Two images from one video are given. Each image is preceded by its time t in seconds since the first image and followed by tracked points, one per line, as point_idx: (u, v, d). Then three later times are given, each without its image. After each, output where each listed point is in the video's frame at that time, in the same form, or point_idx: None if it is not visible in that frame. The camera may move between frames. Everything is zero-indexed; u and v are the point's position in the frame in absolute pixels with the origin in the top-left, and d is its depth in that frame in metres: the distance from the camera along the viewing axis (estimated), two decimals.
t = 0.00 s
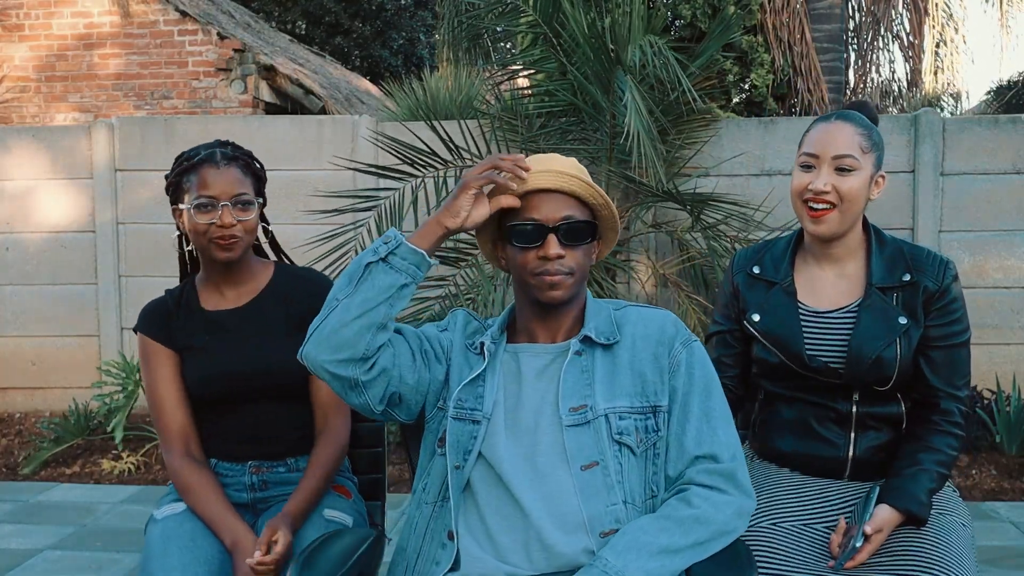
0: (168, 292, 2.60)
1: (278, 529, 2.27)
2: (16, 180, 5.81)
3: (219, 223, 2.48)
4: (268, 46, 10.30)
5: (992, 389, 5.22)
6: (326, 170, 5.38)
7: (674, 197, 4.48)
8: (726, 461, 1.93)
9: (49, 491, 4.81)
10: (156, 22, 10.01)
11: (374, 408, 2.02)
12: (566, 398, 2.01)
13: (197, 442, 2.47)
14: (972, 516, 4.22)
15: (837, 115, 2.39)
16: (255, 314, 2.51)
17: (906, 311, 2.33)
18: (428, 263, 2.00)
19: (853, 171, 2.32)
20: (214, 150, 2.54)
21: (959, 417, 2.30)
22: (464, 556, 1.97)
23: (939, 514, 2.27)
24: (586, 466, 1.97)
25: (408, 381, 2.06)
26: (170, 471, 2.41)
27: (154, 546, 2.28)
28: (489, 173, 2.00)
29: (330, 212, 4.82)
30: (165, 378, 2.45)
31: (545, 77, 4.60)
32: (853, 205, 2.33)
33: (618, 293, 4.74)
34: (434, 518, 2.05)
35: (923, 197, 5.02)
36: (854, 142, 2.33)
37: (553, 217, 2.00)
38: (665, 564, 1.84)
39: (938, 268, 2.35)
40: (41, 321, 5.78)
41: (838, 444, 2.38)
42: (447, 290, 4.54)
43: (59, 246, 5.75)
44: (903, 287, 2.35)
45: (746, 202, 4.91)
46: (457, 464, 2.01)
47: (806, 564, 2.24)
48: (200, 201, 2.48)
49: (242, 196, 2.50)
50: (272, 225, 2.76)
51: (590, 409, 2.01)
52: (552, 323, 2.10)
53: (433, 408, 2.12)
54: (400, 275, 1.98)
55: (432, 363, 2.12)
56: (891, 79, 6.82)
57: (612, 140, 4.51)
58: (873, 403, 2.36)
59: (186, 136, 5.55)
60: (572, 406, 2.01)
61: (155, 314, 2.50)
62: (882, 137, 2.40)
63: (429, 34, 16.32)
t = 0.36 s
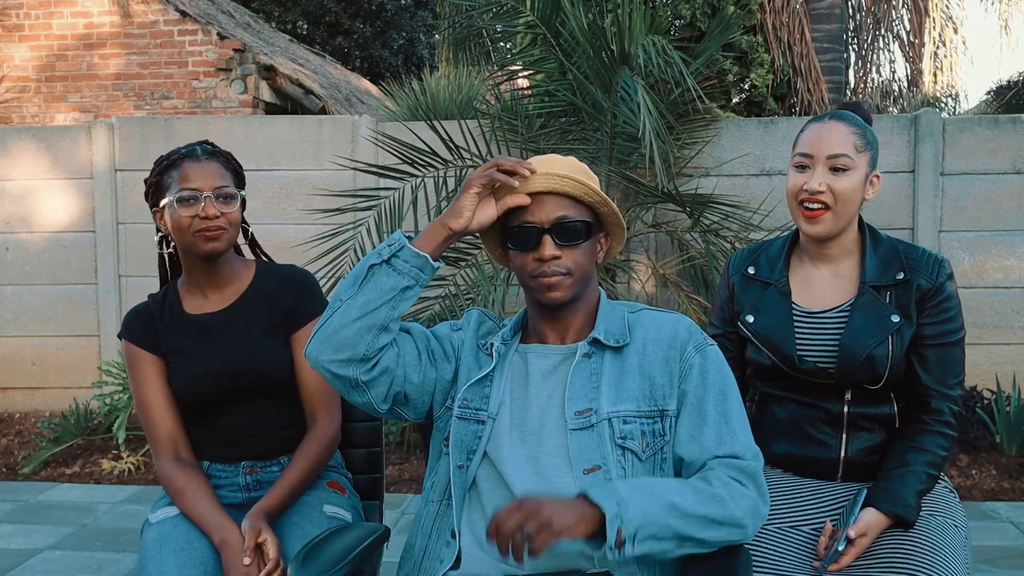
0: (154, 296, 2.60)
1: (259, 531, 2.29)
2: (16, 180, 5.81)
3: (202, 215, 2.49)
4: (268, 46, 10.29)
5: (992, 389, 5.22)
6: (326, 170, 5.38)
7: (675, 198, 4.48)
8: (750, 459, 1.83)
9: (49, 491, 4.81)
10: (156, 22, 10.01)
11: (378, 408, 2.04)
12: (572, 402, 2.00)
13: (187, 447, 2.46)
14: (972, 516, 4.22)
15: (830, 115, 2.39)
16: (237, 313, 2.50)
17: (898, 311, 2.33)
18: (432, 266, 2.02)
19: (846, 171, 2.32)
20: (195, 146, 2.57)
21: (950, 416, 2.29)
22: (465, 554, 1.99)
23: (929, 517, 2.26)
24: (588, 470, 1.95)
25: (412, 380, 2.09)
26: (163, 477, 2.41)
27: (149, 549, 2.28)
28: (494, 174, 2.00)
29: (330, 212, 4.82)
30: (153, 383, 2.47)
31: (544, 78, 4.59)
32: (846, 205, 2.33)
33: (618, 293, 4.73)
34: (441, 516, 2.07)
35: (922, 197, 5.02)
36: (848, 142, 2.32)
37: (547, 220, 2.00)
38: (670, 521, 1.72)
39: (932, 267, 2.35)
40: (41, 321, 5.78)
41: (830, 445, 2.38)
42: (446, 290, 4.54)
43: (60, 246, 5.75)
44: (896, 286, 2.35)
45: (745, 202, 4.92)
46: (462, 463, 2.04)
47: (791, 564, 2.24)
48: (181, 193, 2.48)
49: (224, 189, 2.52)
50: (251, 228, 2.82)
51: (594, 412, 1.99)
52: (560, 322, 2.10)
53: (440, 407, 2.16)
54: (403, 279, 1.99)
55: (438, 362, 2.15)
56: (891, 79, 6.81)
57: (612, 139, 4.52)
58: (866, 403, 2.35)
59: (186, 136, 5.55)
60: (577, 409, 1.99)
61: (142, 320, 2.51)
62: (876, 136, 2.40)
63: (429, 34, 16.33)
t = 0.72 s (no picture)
0: (168, 292, 2.63)
1: (264, 539, 2.30)
2: (16, 180, 5.81)
3: (224, 212, 2.50)
4: (268, 46, 10.29)
5: (992, 389, 5.21)
6: (327, 170, 5.38)
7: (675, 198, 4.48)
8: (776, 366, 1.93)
9: (49, 491, 4.81)
10: (155, 22, 10.01)
11: (375, 422, 2.09)
12: (561, 393, 2.05)
13: (195, 445, 2.48)
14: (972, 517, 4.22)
15: (828, 115, 2.39)
16: (254, 316, 2.53)
17: (900, 311, 2.33)
18: (410, 278, 2.06)
19: (846, 172, 2.31)
20: (220, 145, 2.59)
21: (952, 416, 2.29)
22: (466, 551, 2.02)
23: (934, 517, 2.26)
24: (576, 455, 1.99)
25: (406, 392, 2.12)
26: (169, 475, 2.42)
27: (151, 546, 2.29)
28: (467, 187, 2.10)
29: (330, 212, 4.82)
30: (163, 380, 2.48)
31: (544, 78, 4.59)
32: (845, 207, 2.33)
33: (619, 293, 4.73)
34: (438, 522, 2.08)
35: (922, 197, 5.02)
36: (846, 142, 2.32)
37: (547, 230, 2.05)
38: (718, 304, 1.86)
39: (933, 267, 2.35)
40: (41, 321, 5.78)
41: (833, 448, 2.37)
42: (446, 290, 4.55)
43: (60, 246, 5.75)
44: (897, 286, 2.35)
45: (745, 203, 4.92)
46: (459, 470, 2.06)
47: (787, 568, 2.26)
48: (206, 190, 2.50)
49: (246, 188, 2.52)
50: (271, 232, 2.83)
51: (579, 398, 2.04)
52: (558, 324, 2.14)
53: (437, 414, 2.17)
54: (383, 293, 2.04)
55: (431, 370, 2.17)
56: (892, 79, 6.81)
57: (612, 139, 4.52)
58: (868, 404, 2.35)
59: (187, 136, 5.55)
60: (565, 399, 2.04)
61: (154, 316, 2.52)
62: (874, 135, 2.40)
63: (429, 35, 16.33)
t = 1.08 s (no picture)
0: (196, 286, 2.65)
1: (269, 540, 2.29)
2: (16, 180, 5.81)
3: (255, 212, 2.50)
4: (268, 46, 10.28)
5: (992, 389, 5.21)
6: (327, 170, 5.38)
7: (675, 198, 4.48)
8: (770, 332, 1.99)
9: (49, 490, 4.81)
10: (156, 22, 10.01)
11: (369, 424, 2.08)
12: (552, 390, 2.06)
13: (206, 438, 2.50)
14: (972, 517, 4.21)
15: (829, 113, 2.39)
16: (283, 317, 2.56)
17: (902, 307, 2.33)
18: (403, 275, 2.06)
19: (847, 171, 2.31)
20: (259, 146, 2.61)
21: (954, 414, 2.29)
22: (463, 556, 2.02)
23: (934, 518, 2.26)
24: (569, 447, 2.00)
25: (399, 392, 2.12)
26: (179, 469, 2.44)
27: (159, 542, 2.31)
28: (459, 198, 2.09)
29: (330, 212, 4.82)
30: (183, 373, 2.50)
31: (544, 78, 4.59)
32: (846, 206, 2.33)
33: (619, 293, 4.72)
34: (432, 525, 2.08)
35: (922, 197, 5.02)
36: (848, 140, 2.32)
37: (529, 228, 2.07)
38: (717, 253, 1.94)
39: (934, 263, 2.36)
40: (41, 321, 5.78)
41: (834, 448, 2.37)
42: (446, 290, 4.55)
43: (60, 246, 5.75)
44: (899, 282, 2.35)
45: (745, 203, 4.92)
46: (453, 473, 2.07)
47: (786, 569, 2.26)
48: (239, 188, 2.50)
49: (280, 188, 2.52)
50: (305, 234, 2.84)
51: (569, 392, 2.05)
52: (546, 322, 2.16)
53: (429, 417, 2.17)
54: (375, 292, 2.04)
55: (423, 371, 2.18)
56: (892, 79, 6.82)
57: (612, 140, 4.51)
58: (869, 402, 2.35)
59: (186, 135, 5.55)
60: (556, 395, 2.06)
61: (178, 309, 2.55)
62: (876, 135, 2.40)
63: (429, 34, 16.32)
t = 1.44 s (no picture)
0: (194, 286, 2.65)
1: (268, 542, 2.28)
2: (16, 180, 5.81)
3: (261, 213, 2.50)
4: (268, 46, 10.27)
5: (992, 389, 5.21)
6: (327, 170, 5.38)
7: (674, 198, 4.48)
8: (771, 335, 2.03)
9: (49, 491, 4.81)
10: (156, 22, 10.01)
11: (361, 431, 2.05)
12: (549, 392, 2.07)
13: (203, 440, 2.50)
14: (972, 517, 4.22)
15: (829, 115, 2.39)
16: (282, 320, 2.57)
17: (903, 309, 2.33)
18: (393, 280, 2.04)
19: (847, 171, 2.31)
20: (266, 147, 2.61)
21: (955, 417, 2.29)
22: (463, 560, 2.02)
23: (935, 518, 2.26)
24: (572, 449, 2.00)
25: (391, 398, 2.10)
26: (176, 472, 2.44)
27: (158, 546, 2.32)
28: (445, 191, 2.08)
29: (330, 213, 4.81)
30: (179, 374, 2.50)
31: (544, 78, 4.59)
32: (846, 206, 2.33)
33: (619, 294, 4.72)
34: (427, 529, 2.07)
35: (922, 198, 5.02)
36: (848, 141, 2.32)
37: (524, 235, 2.06)
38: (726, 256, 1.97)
39: (936, 266, 2.36)
40: (41, 321, 5.78)
41: (836, 448, 2.37)
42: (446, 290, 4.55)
43: (59, 246, 5.75)
44: (899, 284, 2.35)
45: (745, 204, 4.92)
46: (450, 475, 2.06)
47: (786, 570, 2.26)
48: (246, 189, 2.50)
49: (286, 190, 2.52)
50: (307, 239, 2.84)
51: (569, 394, 2.06)
52: (537, 323, 2.15)
53: (419, 420, 2.15)
54: (366, 297, 2.01)
55: (414, 373, 2.15)
56: (891, 79, 6.82)
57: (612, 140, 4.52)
58: (869, 404, 2.35)
59: (186, 135, 5.54)
60: (555, 397, 2.06)
61: (177, 308, 2.55)
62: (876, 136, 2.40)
63: (429, 34, 16.33)
